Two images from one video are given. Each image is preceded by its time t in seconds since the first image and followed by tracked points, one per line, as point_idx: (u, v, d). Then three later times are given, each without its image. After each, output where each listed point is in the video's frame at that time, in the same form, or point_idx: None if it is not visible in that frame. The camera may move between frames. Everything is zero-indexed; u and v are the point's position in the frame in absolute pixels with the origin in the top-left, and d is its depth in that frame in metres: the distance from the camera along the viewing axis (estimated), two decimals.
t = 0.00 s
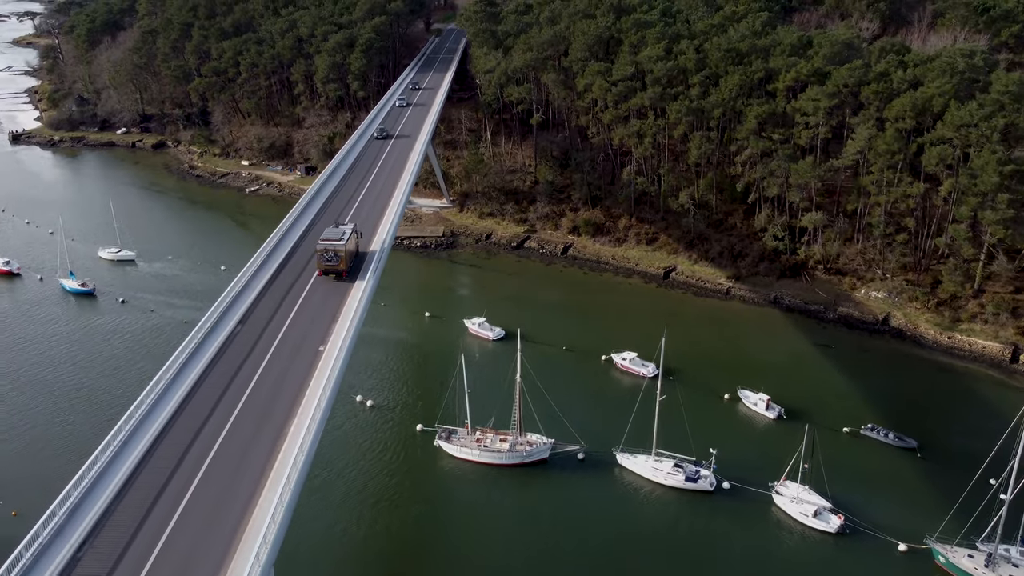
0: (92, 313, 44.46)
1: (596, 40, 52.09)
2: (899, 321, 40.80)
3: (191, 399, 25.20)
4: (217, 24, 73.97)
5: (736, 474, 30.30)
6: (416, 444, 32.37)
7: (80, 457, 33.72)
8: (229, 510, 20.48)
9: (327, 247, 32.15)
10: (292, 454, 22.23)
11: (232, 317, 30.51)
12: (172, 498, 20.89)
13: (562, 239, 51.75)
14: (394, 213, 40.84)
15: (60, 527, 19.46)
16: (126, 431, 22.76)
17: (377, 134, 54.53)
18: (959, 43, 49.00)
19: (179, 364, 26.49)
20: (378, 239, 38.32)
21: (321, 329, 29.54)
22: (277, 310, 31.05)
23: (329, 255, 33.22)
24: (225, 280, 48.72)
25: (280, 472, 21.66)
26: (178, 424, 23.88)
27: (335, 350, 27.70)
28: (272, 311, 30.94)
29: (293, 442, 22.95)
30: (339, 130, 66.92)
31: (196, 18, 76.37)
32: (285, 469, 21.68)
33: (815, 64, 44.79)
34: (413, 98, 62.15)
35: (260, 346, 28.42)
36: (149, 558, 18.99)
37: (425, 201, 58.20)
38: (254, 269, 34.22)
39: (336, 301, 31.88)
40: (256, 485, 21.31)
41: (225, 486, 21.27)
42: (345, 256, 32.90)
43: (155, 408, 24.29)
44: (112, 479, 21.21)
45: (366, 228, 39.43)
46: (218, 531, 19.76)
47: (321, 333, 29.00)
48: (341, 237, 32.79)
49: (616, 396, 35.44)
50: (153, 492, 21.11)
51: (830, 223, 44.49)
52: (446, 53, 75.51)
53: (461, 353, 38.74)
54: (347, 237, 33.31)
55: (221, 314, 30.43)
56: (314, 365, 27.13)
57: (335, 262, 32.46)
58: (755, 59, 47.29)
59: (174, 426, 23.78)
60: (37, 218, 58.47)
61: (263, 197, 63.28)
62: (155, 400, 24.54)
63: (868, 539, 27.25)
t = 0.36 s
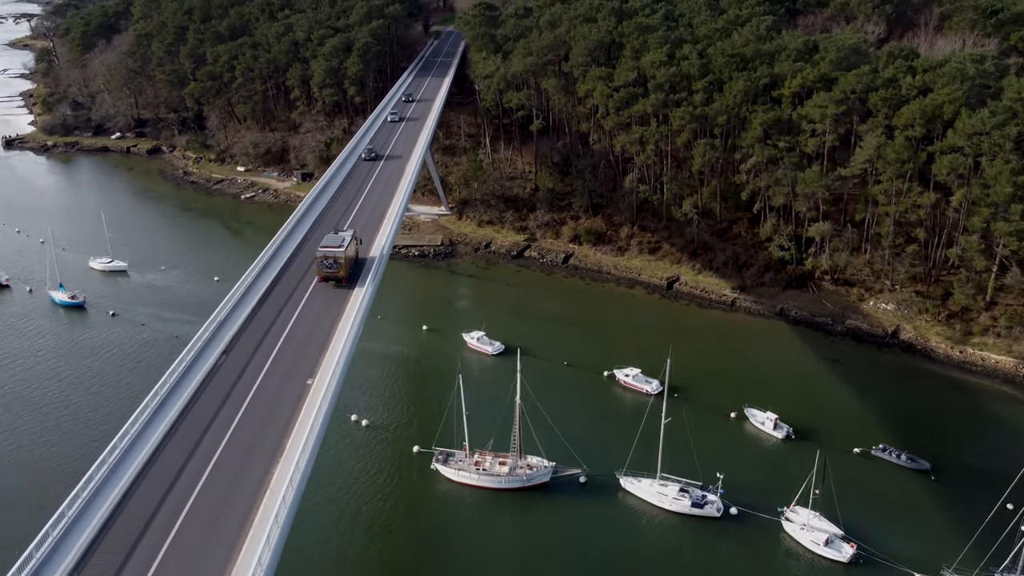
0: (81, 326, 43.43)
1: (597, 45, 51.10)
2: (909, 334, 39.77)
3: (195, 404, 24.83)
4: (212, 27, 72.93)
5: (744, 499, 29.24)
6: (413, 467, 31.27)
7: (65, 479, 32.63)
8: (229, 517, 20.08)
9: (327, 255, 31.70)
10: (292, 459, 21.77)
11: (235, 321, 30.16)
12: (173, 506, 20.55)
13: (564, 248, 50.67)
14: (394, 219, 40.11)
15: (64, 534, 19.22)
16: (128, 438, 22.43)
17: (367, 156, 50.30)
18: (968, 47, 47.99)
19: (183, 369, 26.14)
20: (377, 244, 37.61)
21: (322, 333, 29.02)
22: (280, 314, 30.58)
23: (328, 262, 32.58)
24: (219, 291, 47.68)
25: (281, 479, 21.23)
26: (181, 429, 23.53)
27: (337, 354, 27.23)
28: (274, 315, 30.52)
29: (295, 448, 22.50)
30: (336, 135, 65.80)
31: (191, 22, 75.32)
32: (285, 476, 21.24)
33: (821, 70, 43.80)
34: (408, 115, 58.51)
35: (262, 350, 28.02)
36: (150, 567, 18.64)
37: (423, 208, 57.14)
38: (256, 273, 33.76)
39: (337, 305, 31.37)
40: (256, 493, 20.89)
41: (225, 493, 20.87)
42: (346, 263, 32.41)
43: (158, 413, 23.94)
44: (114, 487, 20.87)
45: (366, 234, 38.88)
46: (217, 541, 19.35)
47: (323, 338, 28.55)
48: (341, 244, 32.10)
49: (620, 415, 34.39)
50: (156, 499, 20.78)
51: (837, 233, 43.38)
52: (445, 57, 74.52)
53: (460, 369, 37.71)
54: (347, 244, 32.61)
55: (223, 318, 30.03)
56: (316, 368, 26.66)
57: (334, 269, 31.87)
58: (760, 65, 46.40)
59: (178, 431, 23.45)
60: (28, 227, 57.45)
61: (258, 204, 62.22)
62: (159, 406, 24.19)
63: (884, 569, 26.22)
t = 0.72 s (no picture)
0: (67, 342, 42.24)
1: (597, 50, 50.00)
2: (918, 349, 38.69)
3: (195, 411, 23.97)
4: (205, 31, 71.72)
5: (752, 529, 28.12)
6: (408, 494, 30.07)
7: (44, 506, 31.35)
8: (227, 532, 19.23)
9: (325, 262, 30.68)
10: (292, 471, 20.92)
11: (235, 327, 29.27)
12: (172, 519, 19.70)
13: (563, 258, 49.54)
14: (391, 226, 39.06)
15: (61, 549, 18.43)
16: (128, 446, 21.61)
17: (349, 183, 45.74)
18: (975, 53, 46.97)
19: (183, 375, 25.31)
20: (376, 251, 36.68)
21: (321, 340, 28.14)
22: (281, 320, 29.72)
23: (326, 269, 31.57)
24: (210, 304, 46.49)
25: (280, 491, 20.40)
26: (181, 438, 22.69)
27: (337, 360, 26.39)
28: (275, 320, 29.66)
29: (293, 458, 21.65)
30: (330, 141, 64.57)
31: (184, 25, 74.12)
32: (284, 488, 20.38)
33: (827, 77, 42.74)
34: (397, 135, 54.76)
35: (262, 356, 27.18)
36: None
37: (420, 217, 56.02)
38: (256, 278, 32.86)
39: (336, 311, 30.51)
40: (254, 506, 20.05)
41: (224, 505, 20.06)
42: (344, 270, 31.36)
43: (157, 422, 23.09)
44: (112, 499, 19.97)
45: (365, 240, 37.91)
46: (214, 557, 18.49)
47: (323, 344, 27.71)
48: (339, 251, 31.15)
49: (622, 436, 33.24)
50: (154, 511, 19.93)
51: (844, 245, 42.26)
52: (442, 61, 73.36)
53: (457, 389, 36.59)
54: (345, 250, 31.61)
55: (223, 323, 29.18)
56: (317, 375, 25.82)
57: (332, 277, 30.92)
58: (764, 71, 45.38)
59: (177, 440, 22.61)
60: (16, 236, 56.23)
61: (252, 212, 61.02)
62: (158, 414, 23.34)
63: None
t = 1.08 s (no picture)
0: (53, 358, 41.10)
1: (596, 56, 49.03)
2: (927, 365, 37.76)
3: (195, 421, 24.33)
4: (198, 35, 70.59)
5: (759, 558, 27.09)
6: (403, 519, 29.01)
7: (25, 533, 30.22)
8: (223, 546, 19.55)
9: (323, 269, 30.62)
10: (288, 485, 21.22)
11: (234, 334, 29.46)
12: (170, 531, 20.06)
13: (562, 268, 48.50)
14: (390, 230, 38.49)
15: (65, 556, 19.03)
16: (131, 453, 22.16)
17: (331, 215, 40.64)
18: (983, 59, 46.05)
19: (183, 384, 25.63)
20: (375, 255, 36.42)
21: (319, 349, 28.24)
22: (280, 327, 29.85)
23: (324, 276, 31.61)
24: (200, 317, 45.32)
25: (276, 504, 20.73)
26: (183, 445, 23.21)
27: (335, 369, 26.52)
28: (274, 326, 29.78)
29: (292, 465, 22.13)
30: (325, 148, 63.45)
31: (177, 29, 73.02)
32: (281, 502, 20.71)
33: (832, 83, 41.80)
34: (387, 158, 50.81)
35: (261, 364, 27.38)
36: None
37: (416, 225, 54.96)
38: (255, 284, 33.00)
39: (334, 318, 30.52)
40: (251, 519, 20.36)
41: (223, 513, 20.59)
42: (342, 277, 31.24)
43: (158, 430, 23.47)
44: (111, 511, 20.37)
45: (363, 245, 37.29)
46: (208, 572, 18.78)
47: (321, 353, 27.84)
48: (337, 258, 31.12)
49: (624, 458, 32.24)
50: (153, 523, 20.30)
51: (850, 256, 41.31)
52: (438, 64, 72.32)
53: (454, 407, 35.57)
54: (343, 258, 31.50)
55: (223, 330, 29.41)
56: (315, 385, 26.02)
57: (331, 284, 30.86)
58: (767, 77, 44.44)
59: (178, 448, 23.05)
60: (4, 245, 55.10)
61: (245, 220, 59.89)
62: (158, 423, 23.69)
63: None
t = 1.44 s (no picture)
0: (39, 375, 39.95)
1: (596, 62, 48.10)
2: (937, 382, 36.80)
3: (197, 426, 24.54)
4: (191, 39, 69.51)
5: None
6: (397, 549, 27.95)
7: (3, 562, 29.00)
8: (223, 560, 19.51)
9: (322, 277, 30.61)
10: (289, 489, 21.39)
11: (235, 340, 29.65)
12: (174, 535, 20.28)
13: (562, 280, 47.49)
14: (389, 235, 37.87)
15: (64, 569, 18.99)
16: (130, 464, 22.15)
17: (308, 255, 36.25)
18: (991, 66, 45.03)
19: (184, 391, 25.85)
20: (374, 260, 36.18)
21: (319, 355, 28.38)
22: (281, 332, 29.96)
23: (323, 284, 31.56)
24: (191, 331, 44.18)
25: (275, 514, 20.78)
26: (182, 456, 23.17)
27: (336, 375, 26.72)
28: (275, 333, 29.90)
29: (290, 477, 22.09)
30: (320, 154, 62.34)
31: (171, 33, 71.94)
32: (282, 507, 20.91)
33: (838, 91, 40.84)
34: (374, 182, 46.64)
35: (262, 370, 27.54)
36: None
37: (413, 234, 53.92)
38: (255, 289, 33.08)
39: (333, 325, 30.60)
40: (251, 528, 20.43)
41: (221, 526, 20.52)
42: (342, 285, 31.26)
43: (161, 437, 23.70)
44: (116, 517, 20.56)
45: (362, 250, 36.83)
46: None
47: (321, 359, 28.02)
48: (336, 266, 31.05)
49: (627, 481, 31.24)
50: (157, 528, 20.50)
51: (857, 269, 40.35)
52: (436, 68, 71.25)
53: (452, 427, 34.50)
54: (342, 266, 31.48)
55: (224, 336, 29.56)
56: (315, 391, 26.22)
57: (330, 292, 30.85)
58: (772, 84, 43.50)
59: (178, 459, 23.02)
60: None
61: (238, 229, 58.81)
62: (160, 429, 23.92)
63: None
